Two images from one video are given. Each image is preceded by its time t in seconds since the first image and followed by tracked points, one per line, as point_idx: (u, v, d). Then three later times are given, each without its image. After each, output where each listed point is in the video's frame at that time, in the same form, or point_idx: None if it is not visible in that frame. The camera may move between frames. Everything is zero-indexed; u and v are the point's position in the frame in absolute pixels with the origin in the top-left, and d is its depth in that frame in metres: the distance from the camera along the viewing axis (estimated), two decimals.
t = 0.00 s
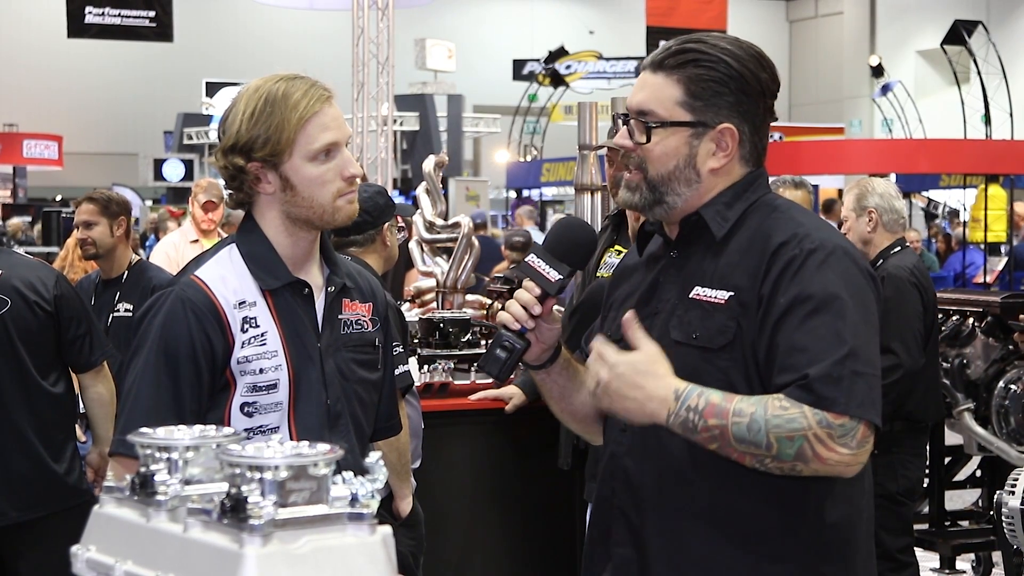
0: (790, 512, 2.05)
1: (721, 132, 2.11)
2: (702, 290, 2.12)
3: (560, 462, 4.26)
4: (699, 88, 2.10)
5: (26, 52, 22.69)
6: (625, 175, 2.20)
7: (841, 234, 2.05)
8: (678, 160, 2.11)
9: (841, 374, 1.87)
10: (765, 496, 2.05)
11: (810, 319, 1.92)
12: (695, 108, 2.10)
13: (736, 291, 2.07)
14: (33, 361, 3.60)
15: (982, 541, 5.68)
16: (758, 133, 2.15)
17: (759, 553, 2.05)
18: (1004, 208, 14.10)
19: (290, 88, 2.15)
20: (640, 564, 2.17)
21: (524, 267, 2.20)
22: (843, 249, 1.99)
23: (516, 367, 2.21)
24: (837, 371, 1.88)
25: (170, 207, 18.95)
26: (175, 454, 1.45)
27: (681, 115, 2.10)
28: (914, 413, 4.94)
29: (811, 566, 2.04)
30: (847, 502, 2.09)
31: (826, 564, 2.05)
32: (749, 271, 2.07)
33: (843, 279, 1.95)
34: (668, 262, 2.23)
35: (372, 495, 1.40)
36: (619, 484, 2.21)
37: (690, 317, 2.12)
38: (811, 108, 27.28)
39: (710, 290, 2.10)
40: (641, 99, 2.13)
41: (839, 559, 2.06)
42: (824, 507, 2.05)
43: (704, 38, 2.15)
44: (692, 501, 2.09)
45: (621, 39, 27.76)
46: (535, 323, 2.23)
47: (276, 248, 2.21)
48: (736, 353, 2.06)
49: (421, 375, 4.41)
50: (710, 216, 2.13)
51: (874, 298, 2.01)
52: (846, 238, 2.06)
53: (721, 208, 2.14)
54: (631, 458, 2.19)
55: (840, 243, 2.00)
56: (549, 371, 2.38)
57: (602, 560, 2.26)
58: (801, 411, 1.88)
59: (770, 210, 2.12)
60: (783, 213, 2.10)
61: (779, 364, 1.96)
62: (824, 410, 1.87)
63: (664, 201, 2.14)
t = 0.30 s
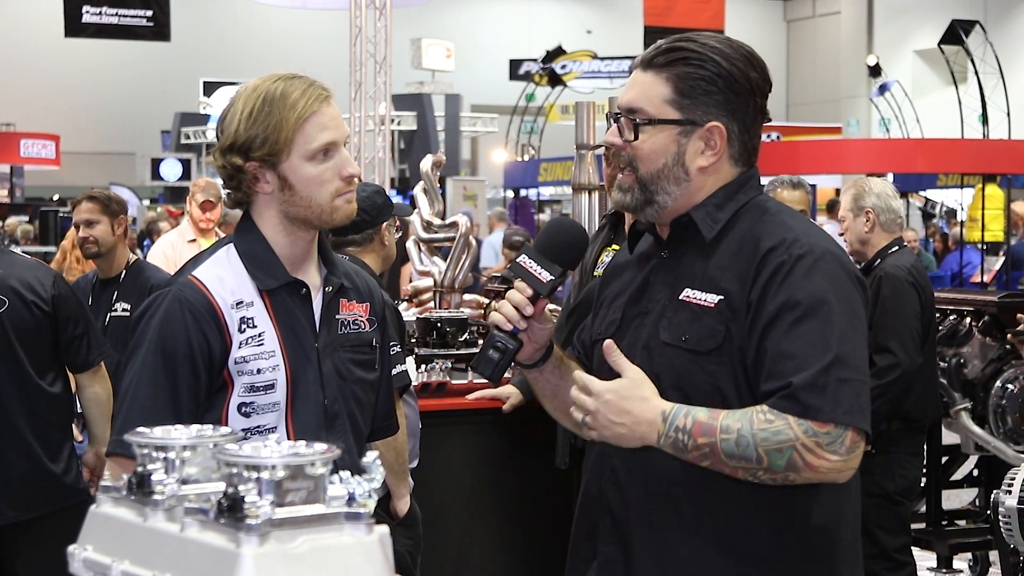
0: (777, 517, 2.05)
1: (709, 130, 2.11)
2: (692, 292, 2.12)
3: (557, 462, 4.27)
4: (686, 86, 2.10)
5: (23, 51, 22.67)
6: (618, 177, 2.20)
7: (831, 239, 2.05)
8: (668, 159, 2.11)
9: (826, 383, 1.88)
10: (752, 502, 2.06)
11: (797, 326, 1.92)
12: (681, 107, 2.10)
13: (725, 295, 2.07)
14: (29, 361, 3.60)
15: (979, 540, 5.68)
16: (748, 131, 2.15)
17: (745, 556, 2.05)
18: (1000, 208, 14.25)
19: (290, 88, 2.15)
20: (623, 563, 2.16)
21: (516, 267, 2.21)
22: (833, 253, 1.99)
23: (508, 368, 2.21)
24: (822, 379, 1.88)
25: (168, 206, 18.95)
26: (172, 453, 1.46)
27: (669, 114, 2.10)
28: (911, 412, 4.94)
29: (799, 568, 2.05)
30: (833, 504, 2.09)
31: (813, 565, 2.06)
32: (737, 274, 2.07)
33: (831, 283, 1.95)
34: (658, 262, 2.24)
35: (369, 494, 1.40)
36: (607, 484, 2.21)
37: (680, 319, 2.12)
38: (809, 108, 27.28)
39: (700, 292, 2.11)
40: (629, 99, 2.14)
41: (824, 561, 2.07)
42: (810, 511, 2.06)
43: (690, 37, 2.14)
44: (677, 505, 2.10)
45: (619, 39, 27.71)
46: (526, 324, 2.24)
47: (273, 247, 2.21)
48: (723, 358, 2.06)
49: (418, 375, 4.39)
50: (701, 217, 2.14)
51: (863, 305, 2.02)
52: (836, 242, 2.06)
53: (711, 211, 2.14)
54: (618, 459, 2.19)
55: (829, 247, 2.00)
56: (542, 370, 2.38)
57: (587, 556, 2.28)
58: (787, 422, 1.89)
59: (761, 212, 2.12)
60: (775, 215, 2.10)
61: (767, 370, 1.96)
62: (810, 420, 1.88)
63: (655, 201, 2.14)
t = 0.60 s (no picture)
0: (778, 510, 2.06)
1: (711, 129, 2.11)
2: (696, 287, 2.13)
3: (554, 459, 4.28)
4: (686, 86, 2.10)
5: (21, 50, 22.68)
6: (618, 179, 2.20)
7: (836, 239, 2.06)
8: (671, 161, 2.11)
9: (839, 381, 1.88)
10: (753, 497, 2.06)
11: (809, 326, 1.93)
12: (682, 108, 2.10)
13: (732, 290, 2.08)
14: (27, 359, 3.60)
15: (977, 540, 5.66)
16: (746, 127, 2.16)
17: (746, 552, 2.06)
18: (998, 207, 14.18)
19: (289, 87, 2.15)
20: (620, 559, 2.17)
21: (519, 263, 2.21)
22: (841, 254, 2.01)
23: (507, 363, 2.21)
24: (834, 378, 1.88)
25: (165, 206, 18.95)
26: (170, 451, 1.45)
27: (670, 116, 2.10)
28: (909, 411, 4.94)
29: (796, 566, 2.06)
30: (830, 501, 2.11)
31: (813, 565, 2.08)
32: (744, 272, 2.08)
33: (841, 284, 1.96)
34: (660, 259, 2.24)
35: (367, 493, 1.40)
36: (602, 474, 2.21)
37: (683, 315, 2.12)
38: (807, 107, 27.30)
39: (706, 288, 2.11)
40: (629, 101, 2.13)
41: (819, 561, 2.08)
42: (808, 508, 2.07)
43: (689, 36, 2.14)
44: (675, 497, 2.09)
45: (618, 38, 27.71)
46: (526, 319, 2.23)
47: (271, 245, 2.21)
48: (728, 353, 2.07)
49: (415, 374, 4.39)
50: (708, 215, 2.14)
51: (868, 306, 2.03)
52: (841, 242, 2.07)
53: (718, 209, 2.14)
54: (614, 450, 2.19)
55: (836, 247, 2.02)
56: (537, 366, 2.38)
57: (580, 551, 2.27)
58: (801, 418, 1.88)
59: (767, 212, 2.13)
60: (780, 215, 2.11)
61: (776, 368, 1.97)
62: (823, 416, 1.88)
63: (662, 205, 2.13)
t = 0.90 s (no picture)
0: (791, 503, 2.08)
1: (713, 126, 2.11)
2: (705, 286, 2.12)
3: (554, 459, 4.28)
4: (689, 84, 2.10)
5: (19, 48, 22.66)
6: (619, 176, 2.19)
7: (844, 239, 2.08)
8: (674, 158, 2.11)
9: (863, 380, 1.90)
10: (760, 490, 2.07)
11: (828, 325, 1.94)
12: (685, 105, 2.10)
13: (743, 289, 2.08)
14: (24, 358, 3.59)
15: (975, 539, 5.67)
16: (747, 125, 2.16)
17: (753, 549, 2.07)
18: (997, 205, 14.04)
19: (287, 85, 2.15)
20: (627, 558, 2.16)
21: (516, 261, 2.21)
22: (849, 255, 2.03)
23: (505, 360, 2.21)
24: (859, 377, 1.90)
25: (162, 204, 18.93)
26: (168, 450, 1.45)
27: (673, 113, 2.10)
28: (907, 410, 4.95)
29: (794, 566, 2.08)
30: (836, 501, 2.16)
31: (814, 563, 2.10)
32: (752, 270, 2.08)
33: (854, 284, 1.99)
34: (661, 258, 2.23)
35: (365, 492, 1.41)
36: (605, 473, 2.20)
37: (693, 312, 2.12)
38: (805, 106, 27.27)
39: (715, 286, 2.11)
40: (632, 99, 2.13)
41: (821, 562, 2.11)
42: (816, 507, 2.10)
43: (690, 34, 2.14)
44: (684, 497, 2.10)
45: (616, 37, 27.66)
46: (524, 317, 2.23)
47: (270, 244, 2.21)
48: (741, 351, 2.06)
49: (413, 373, 4.40)
50: (713, 212, 2.13)
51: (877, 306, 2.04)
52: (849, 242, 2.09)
53: (723, 206, 2.14)
54: (620, 449, 2.18)
55: (843, 247, 2.03)
56: (531, 365, 2.38)
57: (583, 551, 2.26)
58: (826, 418, 1.90)
59: (771, 211, 2.14)
60: (786, 214, 2.12)
61: (793, 366, 1.97)
62: (849, 416, 1.90)
63: (662, 199, 2.13)
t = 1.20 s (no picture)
0: (786, 499, 2.07)
1: (716, 135, 2.12)
2: (700, 284, 2.12)
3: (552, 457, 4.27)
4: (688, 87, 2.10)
5: (18, 47, 22.66)
6: (618, 177, 2.19)
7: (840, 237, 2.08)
8: (675, 164, 2.11)
9: (852, 374, 1.89)
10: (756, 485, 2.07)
11: (817, 319, 1.95)
12: (686, 110, 2.09)
13: (738, 287, 2.08)
14: (24, 357, 3.59)
15: (974, 538, 5.68)
16: (746, 127, 2.16)
17: (744, 542, 2.07)
18: (995, 205, 14.17)
19: (287, 84, 2.15)
20: (628, 559, 2.16)
21: (514, 265, 2.21)
22: (842, 250, 2.02)
23: (504, 363, 2.22)
24: (849, 372, 1.90)
25: (162, 203, 18.94)
26: (167, 449, 1.45)
27: (678, 121, 2.09)
28: (907, 408, 4.95)
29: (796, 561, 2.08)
30: (837, 494, 2.15)
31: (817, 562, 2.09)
32: (749, 266, 2.08)
33: (846, 279, 1.99)
34: (659, 257, 2.23)
35: (364, 491, 1.41)
36: (606, 473, 2.21)
37: (689, 312, 2.12)
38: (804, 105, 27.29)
39: (709, 285, 2.11)
40: (632, 103, 2.12)
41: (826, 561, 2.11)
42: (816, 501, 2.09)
43: (688, 36, 2.14)
44: (683, 498, 2.10)
45: (615, 36, 27.69)
46: (524, 320, 2.24)
47: (271, 244, 2.22)
48: (737, 348, 2.06)
49: (412, 372, 4.40)
50: (709, 214, 2.14)
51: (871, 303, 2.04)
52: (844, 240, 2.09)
53: (719, 207, 2.15)
54: (617, 448, 2.18)
55: (838, 243, 2.03)
56: (532, 368, 2.38)
57: (586, 552, 2.27)
58: (812, 412, 1.89)
59: (766, 210, 2.14)
60: (780, 212, 2.12)
61: (785, 364, 1.98)
62: (836, 409, 1.88)
63: (661, 204, 2.13)
